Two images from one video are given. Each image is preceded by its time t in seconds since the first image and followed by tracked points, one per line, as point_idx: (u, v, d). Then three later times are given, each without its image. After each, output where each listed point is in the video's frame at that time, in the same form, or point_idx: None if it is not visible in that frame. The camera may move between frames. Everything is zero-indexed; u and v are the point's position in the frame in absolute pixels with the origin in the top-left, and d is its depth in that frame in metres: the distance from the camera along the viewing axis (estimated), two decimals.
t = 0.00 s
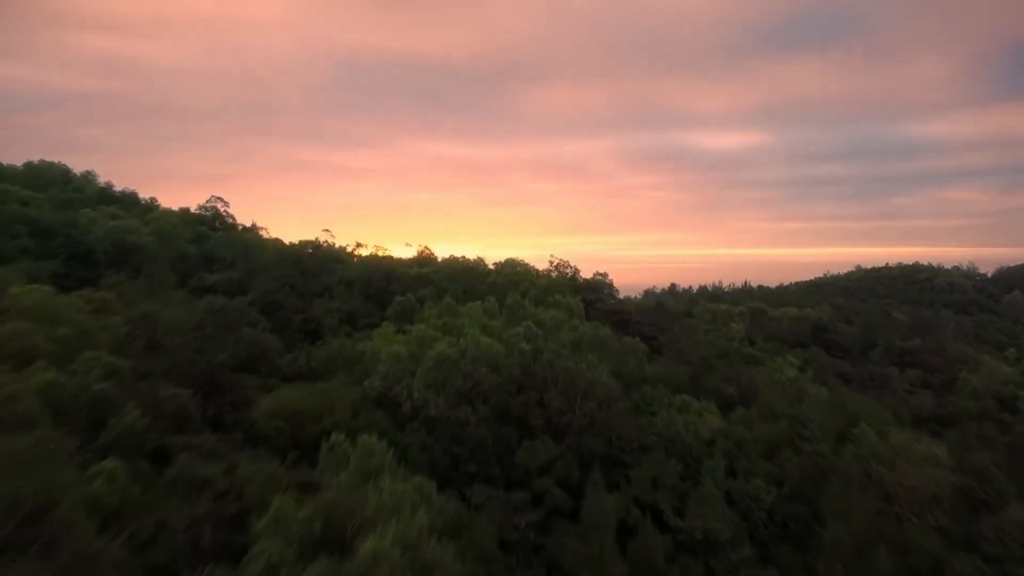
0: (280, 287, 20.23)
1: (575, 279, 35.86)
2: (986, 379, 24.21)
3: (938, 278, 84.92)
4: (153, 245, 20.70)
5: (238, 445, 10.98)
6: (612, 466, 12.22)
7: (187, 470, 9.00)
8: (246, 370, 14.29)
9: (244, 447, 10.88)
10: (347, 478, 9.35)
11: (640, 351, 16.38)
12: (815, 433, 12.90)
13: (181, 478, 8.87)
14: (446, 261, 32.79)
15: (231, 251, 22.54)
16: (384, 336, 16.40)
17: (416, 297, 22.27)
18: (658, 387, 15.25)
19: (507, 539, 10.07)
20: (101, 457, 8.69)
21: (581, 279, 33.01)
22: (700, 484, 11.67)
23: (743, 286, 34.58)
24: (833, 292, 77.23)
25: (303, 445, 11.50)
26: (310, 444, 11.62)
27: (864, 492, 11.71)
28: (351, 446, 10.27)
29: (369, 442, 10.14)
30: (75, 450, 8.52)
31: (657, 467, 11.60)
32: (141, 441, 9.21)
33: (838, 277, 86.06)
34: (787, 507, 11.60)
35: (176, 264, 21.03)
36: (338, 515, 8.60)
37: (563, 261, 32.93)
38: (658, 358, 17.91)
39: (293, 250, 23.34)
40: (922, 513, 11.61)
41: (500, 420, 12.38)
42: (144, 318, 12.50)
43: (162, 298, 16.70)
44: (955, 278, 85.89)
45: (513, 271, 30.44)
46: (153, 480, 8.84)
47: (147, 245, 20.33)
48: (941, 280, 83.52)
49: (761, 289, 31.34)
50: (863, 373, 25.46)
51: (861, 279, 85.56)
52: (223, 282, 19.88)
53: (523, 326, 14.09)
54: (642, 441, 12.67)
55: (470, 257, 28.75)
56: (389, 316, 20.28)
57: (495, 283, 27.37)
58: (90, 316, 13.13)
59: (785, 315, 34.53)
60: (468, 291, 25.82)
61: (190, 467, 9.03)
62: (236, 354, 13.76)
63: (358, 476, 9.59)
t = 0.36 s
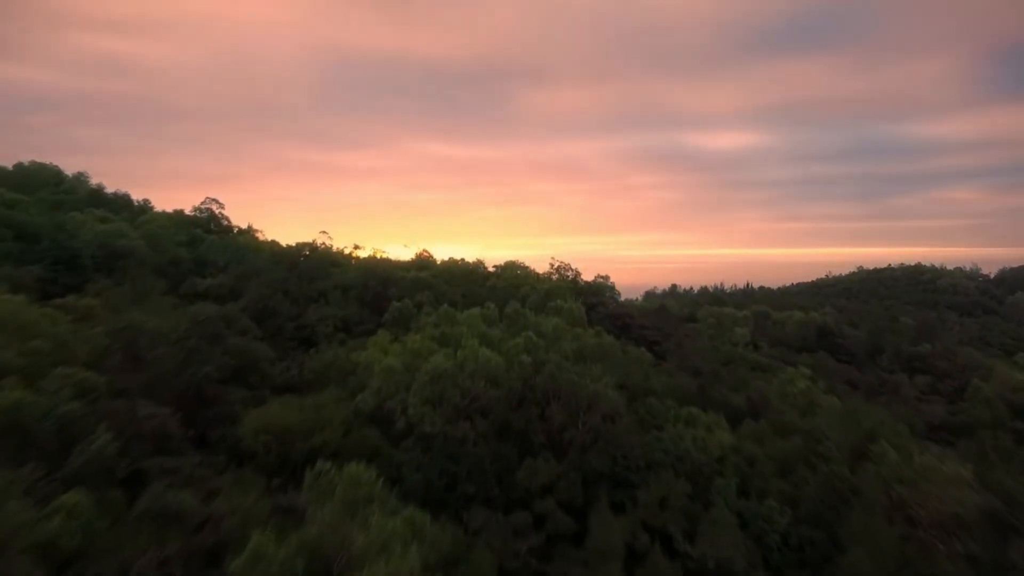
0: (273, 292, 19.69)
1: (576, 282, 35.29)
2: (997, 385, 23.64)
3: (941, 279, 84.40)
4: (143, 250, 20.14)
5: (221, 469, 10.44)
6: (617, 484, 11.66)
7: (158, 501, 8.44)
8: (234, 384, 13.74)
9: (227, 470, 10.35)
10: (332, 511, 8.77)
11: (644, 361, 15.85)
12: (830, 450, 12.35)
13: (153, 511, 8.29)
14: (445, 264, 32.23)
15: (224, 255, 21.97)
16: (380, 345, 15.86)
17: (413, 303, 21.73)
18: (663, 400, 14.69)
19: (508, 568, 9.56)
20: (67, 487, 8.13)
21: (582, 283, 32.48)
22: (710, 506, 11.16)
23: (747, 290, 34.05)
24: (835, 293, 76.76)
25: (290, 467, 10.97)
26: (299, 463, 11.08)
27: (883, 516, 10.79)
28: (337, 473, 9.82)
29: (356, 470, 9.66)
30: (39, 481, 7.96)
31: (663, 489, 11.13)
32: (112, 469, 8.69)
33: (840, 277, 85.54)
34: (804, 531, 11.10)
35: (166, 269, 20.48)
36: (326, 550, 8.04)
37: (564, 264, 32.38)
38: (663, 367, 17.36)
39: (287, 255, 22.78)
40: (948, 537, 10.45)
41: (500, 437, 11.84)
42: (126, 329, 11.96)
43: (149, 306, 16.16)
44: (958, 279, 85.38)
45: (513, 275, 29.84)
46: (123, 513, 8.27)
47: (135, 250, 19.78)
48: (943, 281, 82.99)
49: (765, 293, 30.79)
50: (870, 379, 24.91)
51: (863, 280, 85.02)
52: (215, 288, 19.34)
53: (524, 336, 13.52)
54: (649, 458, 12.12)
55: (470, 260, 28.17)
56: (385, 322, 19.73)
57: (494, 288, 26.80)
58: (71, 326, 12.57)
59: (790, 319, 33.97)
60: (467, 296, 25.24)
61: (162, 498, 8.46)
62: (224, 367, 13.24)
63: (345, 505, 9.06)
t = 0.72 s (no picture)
0: (266, 297, 19.10)
1: (577, 285, 34.70)
2: (1010, 392, 23.06)
3: (944, 280, 83.81)
4: (131, 254, 19.54)
5: (201, 494, 9.87)
6: (622, 505, 11.07)
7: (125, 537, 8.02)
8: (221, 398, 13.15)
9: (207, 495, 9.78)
10: (316, 551, 8.19)
11: (649, 372, 15.27)
12: (847, 469, 11.77)
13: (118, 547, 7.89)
14: (444, 267, 31.63)
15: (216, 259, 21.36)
16: (375, 355, 15.34)
17: (410, 308, 21.16)
18: (670, 413, 14.13)
19: None
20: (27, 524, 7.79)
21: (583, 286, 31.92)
22: (723, 530, 10.58)
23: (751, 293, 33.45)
24: (837, 295, 76.17)
25: (277, 490, 10.43)
26: (287, 484, 10.53)
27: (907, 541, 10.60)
28: (322, 506, 9.15)
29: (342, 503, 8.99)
30: None
31: (673, 512, 10.57)
32: (78, 502, 8.27)
33: (842, 278, 84.93)
34: (821, 556, 10.52)
35: (155, 274, 19.89)
36: None
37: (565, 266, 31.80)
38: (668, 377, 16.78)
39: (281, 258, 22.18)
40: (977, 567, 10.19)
41: (500, 454, 11.25)
42: (104, 340, 11.38)
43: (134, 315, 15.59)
44: (961, 280, 84.81)
45: (513, 278, 29.24)
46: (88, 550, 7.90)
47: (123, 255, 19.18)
48: (946, 282, 82.42)
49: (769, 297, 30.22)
50: (879, 386, 24.35)
51: (866, 281, 84.42)
52: (205, 294, 18.75)
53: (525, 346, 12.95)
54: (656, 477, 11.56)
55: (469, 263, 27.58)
56: (381, 329, 19.15)
57: (494, 292, 26.24)
58: (49, 338, 11.98)
59: (796, 323, 33.36)
60: (466, 302, 24.68)
61: (130, 534, 8.05)
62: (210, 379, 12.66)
63: (329, 544, 8.45)
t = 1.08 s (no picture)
0: (257, 304, 18.47)
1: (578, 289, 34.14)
2: None
3: (947, 281, 83.20)
4: (119, 259, 18.94)
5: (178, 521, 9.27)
6: (630, 529, 10.46)
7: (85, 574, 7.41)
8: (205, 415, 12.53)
9: (185, 524, 9.14)
10: None
11: (656, 385, 14.66)
12: (866, 494, 11.15)
13: None
14: (443, 270, 30.98)
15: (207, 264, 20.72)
16: (369, 366, 14.68)
17: (408, 315, 20.56)
18: (678, 428, 13.48)
19: None
20: None
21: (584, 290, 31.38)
22: (737, 560, 9.99)
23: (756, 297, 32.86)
24: (840, 297, 75.65)
25: (262, 516, 9.83)
26: (273, 509, 9.89)
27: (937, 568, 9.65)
28: (302, 547, 8.60)
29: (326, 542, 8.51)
30: None
31: (685, 540, 9.96)
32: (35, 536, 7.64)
33: (845, 279, 84.27)
34: None
35: (144, 279, 19.28)
36: None
37: (567, 269, 31.19)
38: (674, 389, 16.19)
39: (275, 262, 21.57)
40: None
41: (499, 476, 10.60)
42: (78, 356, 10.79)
43: (118, 323, 14.96)
44: (964, 281, 84.23)
45: (513, 282, 28.59)
46: None
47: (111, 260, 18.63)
48: (950, 284, 81.81)
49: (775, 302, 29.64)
50: (890, 395, 23.72)
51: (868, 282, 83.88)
52: (194, 300, 18.12)
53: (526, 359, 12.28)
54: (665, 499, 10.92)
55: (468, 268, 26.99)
56: (376, 337, 18.52)
57: (493, 297, 25.61)
58: (23, 353, 11.39)
59: (802, 327, 32.71)
60: (464, 308, 24.04)
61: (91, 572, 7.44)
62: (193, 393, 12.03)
63: None
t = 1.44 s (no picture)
0: (249, 310, 17.86)
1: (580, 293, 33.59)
2: None
3: (951, 282, 82.64)
4: (106, 264, 18.34)
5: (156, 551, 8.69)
6: (638, 555, 9.86)
7: None
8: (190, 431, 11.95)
9: (162, 555, 8.51)
10: None
11: (663, 397, 14.08)
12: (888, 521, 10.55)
13: None
14: (442, 273, 30.36)
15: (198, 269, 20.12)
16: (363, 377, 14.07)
17: (406, 322, 20.00)
18: (686, 444, 12.90)
19: None
20: None
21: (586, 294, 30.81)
22: None
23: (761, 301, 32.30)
24: (842, 298, 75.14)
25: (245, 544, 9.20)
26: (258, 534, 9.32)
27: None
28: None
29: None
30: None
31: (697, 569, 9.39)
32: None
33: (847, 279, 83.61)
34: None
35: (133, 285, 18.68)
36: None
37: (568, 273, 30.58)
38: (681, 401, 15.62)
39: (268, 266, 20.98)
40: None
41: (498, 499, 10.02)
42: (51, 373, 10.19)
43: (101, 332, 14.33)
44: (968, 282, 83.72)
45: (513, 286, 27.99)
46: None
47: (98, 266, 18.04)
48: (953, 285, 81.29)
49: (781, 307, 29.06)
50: (900, 404, 23.16)
51: (870, 283, 83.32)
52: (183, 308, 17.47)
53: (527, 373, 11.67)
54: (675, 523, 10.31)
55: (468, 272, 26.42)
56: (372, 345, 17.95)
57: (493, 302, 25.02)
58: None
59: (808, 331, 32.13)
60: (463, 314, 23.46)
61: None
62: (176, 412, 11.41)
63: None
